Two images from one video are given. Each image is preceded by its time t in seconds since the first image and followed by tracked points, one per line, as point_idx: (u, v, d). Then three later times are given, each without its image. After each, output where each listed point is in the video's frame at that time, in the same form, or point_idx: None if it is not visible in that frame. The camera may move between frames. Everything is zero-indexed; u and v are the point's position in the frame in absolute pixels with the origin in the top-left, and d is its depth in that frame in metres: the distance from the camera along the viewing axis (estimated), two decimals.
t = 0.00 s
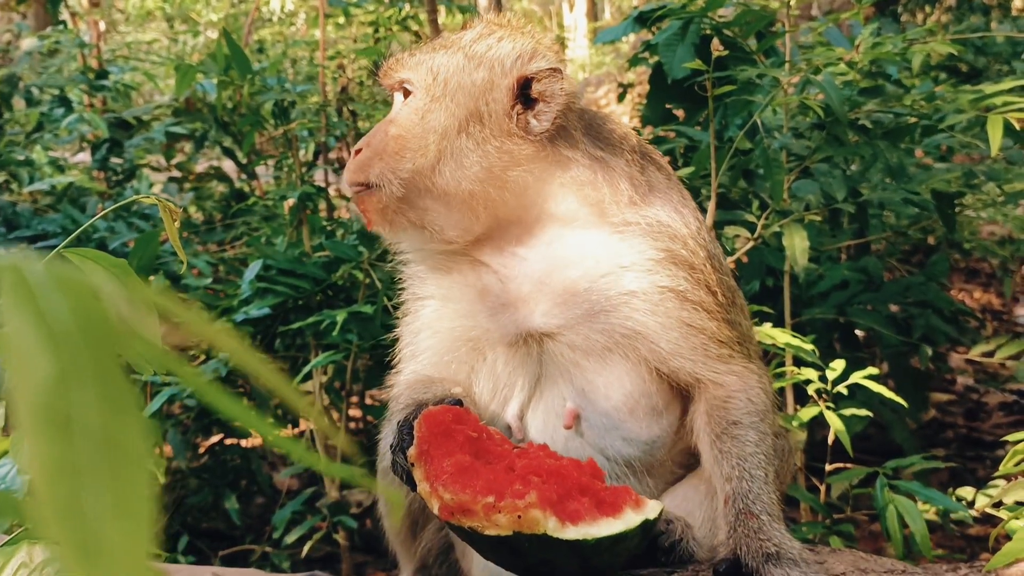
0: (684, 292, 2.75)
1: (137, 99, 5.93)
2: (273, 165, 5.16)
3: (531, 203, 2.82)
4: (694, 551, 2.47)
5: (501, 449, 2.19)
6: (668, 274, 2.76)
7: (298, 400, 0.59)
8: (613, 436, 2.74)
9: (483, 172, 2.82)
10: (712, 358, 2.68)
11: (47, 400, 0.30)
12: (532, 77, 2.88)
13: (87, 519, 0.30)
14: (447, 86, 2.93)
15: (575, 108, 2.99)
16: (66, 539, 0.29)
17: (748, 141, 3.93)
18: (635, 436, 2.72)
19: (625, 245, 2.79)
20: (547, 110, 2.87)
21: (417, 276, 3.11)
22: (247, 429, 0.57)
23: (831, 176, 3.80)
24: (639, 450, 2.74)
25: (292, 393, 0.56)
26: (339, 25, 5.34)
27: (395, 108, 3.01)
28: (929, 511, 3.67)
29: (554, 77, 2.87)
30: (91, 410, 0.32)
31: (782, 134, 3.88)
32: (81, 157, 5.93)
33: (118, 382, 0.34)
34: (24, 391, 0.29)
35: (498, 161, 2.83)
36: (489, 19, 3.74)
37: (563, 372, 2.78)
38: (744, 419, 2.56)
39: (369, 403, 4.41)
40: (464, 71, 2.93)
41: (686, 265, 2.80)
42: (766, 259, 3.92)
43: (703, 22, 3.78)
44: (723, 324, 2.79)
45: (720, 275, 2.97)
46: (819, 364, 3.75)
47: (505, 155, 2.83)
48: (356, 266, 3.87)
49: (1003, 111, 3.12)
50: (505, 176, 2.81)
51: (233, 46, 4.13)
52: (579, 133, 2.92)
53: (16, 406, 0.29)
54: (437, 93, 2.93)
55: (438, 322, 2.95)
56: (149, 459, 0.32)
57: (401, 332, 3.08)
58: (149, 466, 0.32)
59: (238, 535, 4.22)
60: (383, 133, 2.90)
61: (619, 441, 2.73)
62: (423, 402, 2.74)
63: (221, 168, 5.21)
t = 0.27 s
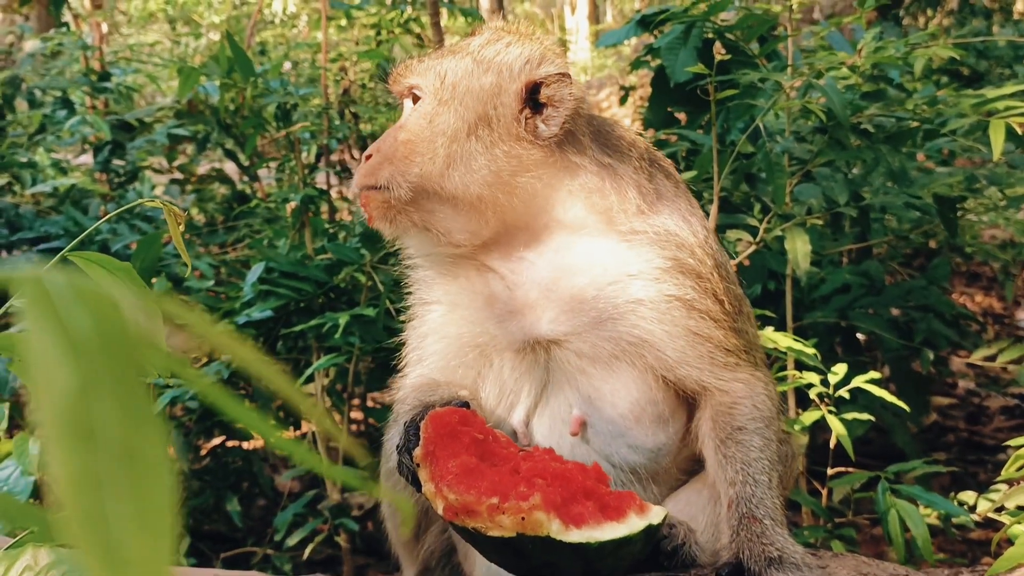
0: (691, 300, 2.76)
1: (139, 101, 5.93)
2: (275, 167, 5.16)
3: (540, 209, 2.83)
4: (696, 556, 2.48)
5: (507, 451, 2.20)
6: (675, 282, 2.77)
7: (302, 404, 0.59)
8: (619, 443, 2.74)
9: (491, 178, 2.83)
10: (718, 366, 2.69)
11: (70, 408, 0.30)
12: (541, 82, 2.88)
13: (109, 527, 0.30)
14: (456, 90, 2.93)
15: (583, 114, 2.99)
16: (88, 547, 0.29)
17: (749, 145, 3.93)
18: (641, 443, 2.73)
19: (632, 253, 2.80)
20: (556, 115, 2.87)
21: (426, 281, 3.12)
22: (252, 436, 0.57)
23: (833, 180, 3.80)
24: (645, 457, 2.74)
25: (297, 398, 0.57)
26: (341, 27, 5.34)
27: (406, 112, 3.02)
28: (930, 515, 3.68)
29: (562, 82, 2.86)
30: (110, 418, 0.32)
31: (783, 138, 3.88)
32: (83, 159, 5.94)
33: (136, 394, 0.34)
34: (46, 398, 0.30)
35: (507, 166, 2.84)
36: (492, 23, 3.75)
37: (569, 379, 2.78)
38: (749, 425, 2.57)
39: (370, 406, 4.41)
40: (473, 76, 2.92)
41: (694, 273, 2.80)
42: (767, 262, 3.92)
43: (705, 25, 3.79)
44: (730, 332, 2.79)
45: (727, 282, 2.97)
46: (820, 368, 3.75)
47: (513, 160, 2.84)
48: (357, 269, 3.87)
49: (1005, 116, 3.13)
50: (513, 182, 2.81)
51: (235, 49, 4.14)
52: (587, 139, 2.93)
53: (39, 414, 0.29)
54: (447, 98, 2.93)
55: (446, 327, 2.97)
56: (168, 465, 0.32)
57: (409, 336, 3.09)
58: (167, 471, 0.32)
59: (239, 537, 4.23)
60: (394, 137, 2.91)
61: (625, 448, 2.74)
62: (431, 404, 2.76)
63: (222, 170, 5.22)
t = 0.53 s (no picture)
0: (690, 301, 2.76)
1: (137, 99, 5.92)
2: (273, 166, 5.16)
3: (538, 208, 2.83)
4: (693, 554, 2.46)
5: (504, 449, 2.20)
6: (674, 282, 2.77)
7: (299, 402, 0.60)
8: (617, 444, 2.74)
9: (490, 176, 2.83)
10: (717, 366, 2.69)
11: (64, 413, 0.30)
12: (541, 80, 2.89)
13: (101, 532, 0.30)
14: (456, 88, 2.93)
15: (583, 114, 2.99)
16: (81, 552, 0.29)
17: (747, 143, 3.93)
18: (639, 443, 2.73)
19: (631, 253, 2.80)
20: (556, 114, 2.87)
21: (424, 280, 3.12)
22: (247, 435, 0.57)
23: (831, 179, 3.79)
24: (643, 458, 2.74)
25: (293, 398, 0.57)
26: (339, 25, 5.34)
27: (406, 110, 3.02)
28: (928, 514, 3.68)
29: (563, 81, 2.87)
30: (104, 422, 0.32)
31: (782, 137, 3.88)
32: (81, 157, 5.93)
33: (132, 394, 0.34)
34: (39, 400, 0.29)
35: (506, 164, 2.84)
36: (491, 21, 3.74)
37: (567, 379, 2.78)
38: (747, 423, 2.57)
39: (369, 404, 4.41)
40: (474, 74, 2.93)
41: (693, 275, 2.81)
42: (765, 261, 3.92)
43: (703, 24, 3.78)
44: (729, 333, 2.79)
45: (726, 283, 2.97)
46: (819, 366, 3.76)
47: (512, 159, 2.84)
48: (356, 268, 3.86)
49: (1003, 115, 3.13)
50: (513, 181, 2.81)
51: (234, 47, 4.13)
52: (587, 139, 2.93)
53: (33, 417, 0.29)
54: (447, 95, 2.94)
55: (444, 327, 2.96)
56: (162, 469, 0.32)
57: (407, 336, 3.09)
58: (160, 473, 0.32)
59: (237, 536, 4.23)
60: (394, 134, 2.91)
61: (623, 449, 2.74)
62: (429, 401, 2.76)
63: (221, 168, 5.21)
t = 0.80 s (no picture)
0: (692, 295, 2.76)
1: (138, 93, 5.92)
2: (274, 160, 5.15)
3: (539, 201, 2.84)
4: (694, 547, 2.45)
5: (505, 442, 2.20)
6: (676, 277, 2.77)
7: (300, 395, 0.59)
8: (619, 439, 2.74)
9: (492, 170, 2.84)
10: (718, 360, 2.68)
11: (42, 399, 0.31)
12: (544, 75, 2.87)
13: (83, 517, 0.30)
14: (459, 81, 2.93)
15: (586, 108, 2.99)
16: (59, 536, 0.29)
17: (749, 137, 3.92)
18: (640, 438, 2.73)
19: (633, 247, 2.80)
20: (559, 109, 2.87)
21: (425, 273, 3.12)
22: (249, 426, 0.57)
23: (832, 172, 3.83)
24: (645, 452, 2.74)
25: (292, 389, 0.56)
26: (340, 19, 5.33)
27: (408, 102, 3.02)
28: (928, 508, 3.68)
29: (566, 76, 2.86)
30: (86, 410, 0.32)
31: (783, 131, 3.88)
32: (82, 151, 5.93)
33: (114, 380, 0.34)
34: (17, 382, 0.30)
35: (507, 158, 2.84)
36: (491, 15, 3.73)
37: (569, 373, 2.78)
38: (749, 417, 2.57)
39: (370, 398, 4.41)
40: (477, 67, 2.92)
41: (694, 269, 2.80)
42: (766, 255, 3.92)
43: (705, 17, 3.78)
44: (731, 327, 2.79)
45: (728, 277, 2.97)
46: (820, 360, 3.75)
47: (513, 152, 2.84)
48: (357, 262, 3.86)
49: (1004, 108, 3.12)
50: (514, 175, 2.82)
51: (234, 41, 4.13)
52: (590, 133, 2.93)
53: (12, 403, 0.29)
54: (450, 89, 2.93)
55: (445, 320, 2.97)
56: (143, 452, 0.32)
57: (408, 329, 3.09)
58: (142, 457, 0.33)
59: (239, 529, 4.24)
60: (395, 127, 2.91)
61: (624, 443, 2.74)
62: (429, 394, 2.77)
63: (222, 162, 5.21)
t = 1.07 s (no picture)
0: (697, 299, 2.75)
1: (138, 96, 5.92)
2: (275, 162, 5.16)
3: (549, 209, 2.81)
4: (695, 548, 2.45)
5: (505, 444, 2.21)
6: (681, 282, 2.76)
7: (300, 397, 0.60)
8: (621, 441, 2.75)
9: (502, 178, 2.81)
10: (722, 364, 2.68)
11: (51, 404, 0.31)
12: (556, 82, 2.87)
13: (91, 524, 0.30)
14: (470, 88, 2.91)
15: (593, 113, 2.98)
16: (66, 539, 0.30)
17: (749, 138, 3.92)
18: (642, 440, 2.74)
19: (638, 251, 2.79)
20: (568, 116, 2.86)
21: (427, 275, 3.12)
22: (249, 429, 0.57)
23: (833, 172, 3.83)
24: (647, 454, 2.76)
25: (292, 392, 0.57)
26: (340, 21, 5.34)
27: (415, 109, 2.99)
28: (930, 508, 3.68)
29: (577, 83, 2.85)
30: (94, 415, 0.33)
31: (783, 131, 3.88)
32: (83, 154, 5.93)
33: (118, 384, 0.34)
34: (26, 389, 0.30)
35: (517, 165, 2.82)
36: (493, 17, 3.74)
37: (571, 376, 2.79)
38: (751, 418, 2.57)
39: (371, 400, 4.42)
40: (488, 74, 2.91)
41: (699, 274, 2.79)
42: (767, 255, 3.92)
43: (704, 18, 3.78)
44: (735, 331, 2.79)
45: (732, 281, 2.97)
46: (821, 360, 3.75)
47: (523, 160, 2.82)
48: (357, 263, 3.87)
49: (1004, 108, 3.12)
50: (523, 182, 2.80)
51: (234, 43, 4.13)
52: (597, 138, 2.92)
53: (22, 410, 0.30)
54: (460, 96, 2.92)
55: (447, 323, 2.97)
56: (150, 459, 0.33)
57: (410, 331, 3.10)
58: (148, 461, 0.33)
59: (240, 531, 4.24)
60: (404, 135, 2.89)
61: (626, 446, 2.75)
62: (429, 396, 2.77)
63: (222, 164, 5.21)
